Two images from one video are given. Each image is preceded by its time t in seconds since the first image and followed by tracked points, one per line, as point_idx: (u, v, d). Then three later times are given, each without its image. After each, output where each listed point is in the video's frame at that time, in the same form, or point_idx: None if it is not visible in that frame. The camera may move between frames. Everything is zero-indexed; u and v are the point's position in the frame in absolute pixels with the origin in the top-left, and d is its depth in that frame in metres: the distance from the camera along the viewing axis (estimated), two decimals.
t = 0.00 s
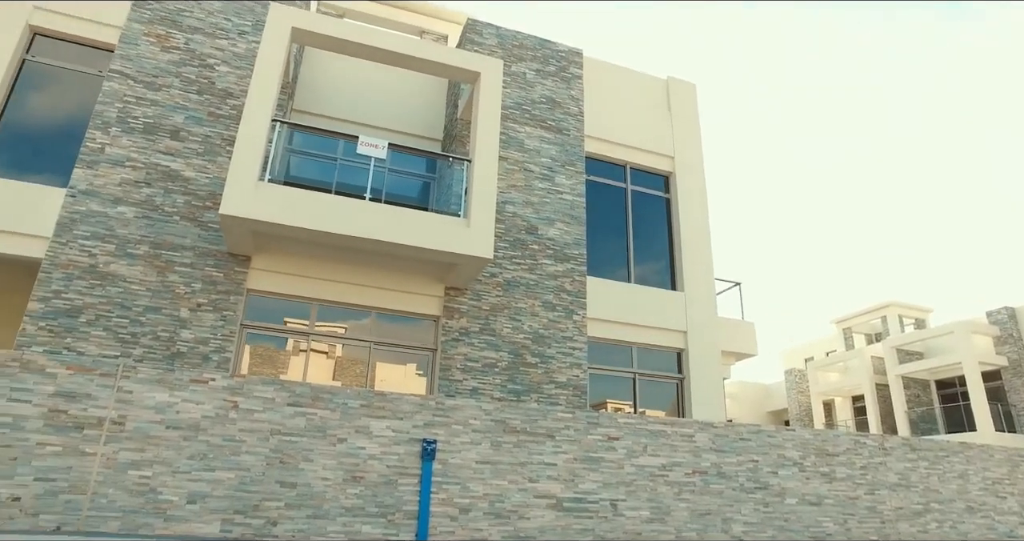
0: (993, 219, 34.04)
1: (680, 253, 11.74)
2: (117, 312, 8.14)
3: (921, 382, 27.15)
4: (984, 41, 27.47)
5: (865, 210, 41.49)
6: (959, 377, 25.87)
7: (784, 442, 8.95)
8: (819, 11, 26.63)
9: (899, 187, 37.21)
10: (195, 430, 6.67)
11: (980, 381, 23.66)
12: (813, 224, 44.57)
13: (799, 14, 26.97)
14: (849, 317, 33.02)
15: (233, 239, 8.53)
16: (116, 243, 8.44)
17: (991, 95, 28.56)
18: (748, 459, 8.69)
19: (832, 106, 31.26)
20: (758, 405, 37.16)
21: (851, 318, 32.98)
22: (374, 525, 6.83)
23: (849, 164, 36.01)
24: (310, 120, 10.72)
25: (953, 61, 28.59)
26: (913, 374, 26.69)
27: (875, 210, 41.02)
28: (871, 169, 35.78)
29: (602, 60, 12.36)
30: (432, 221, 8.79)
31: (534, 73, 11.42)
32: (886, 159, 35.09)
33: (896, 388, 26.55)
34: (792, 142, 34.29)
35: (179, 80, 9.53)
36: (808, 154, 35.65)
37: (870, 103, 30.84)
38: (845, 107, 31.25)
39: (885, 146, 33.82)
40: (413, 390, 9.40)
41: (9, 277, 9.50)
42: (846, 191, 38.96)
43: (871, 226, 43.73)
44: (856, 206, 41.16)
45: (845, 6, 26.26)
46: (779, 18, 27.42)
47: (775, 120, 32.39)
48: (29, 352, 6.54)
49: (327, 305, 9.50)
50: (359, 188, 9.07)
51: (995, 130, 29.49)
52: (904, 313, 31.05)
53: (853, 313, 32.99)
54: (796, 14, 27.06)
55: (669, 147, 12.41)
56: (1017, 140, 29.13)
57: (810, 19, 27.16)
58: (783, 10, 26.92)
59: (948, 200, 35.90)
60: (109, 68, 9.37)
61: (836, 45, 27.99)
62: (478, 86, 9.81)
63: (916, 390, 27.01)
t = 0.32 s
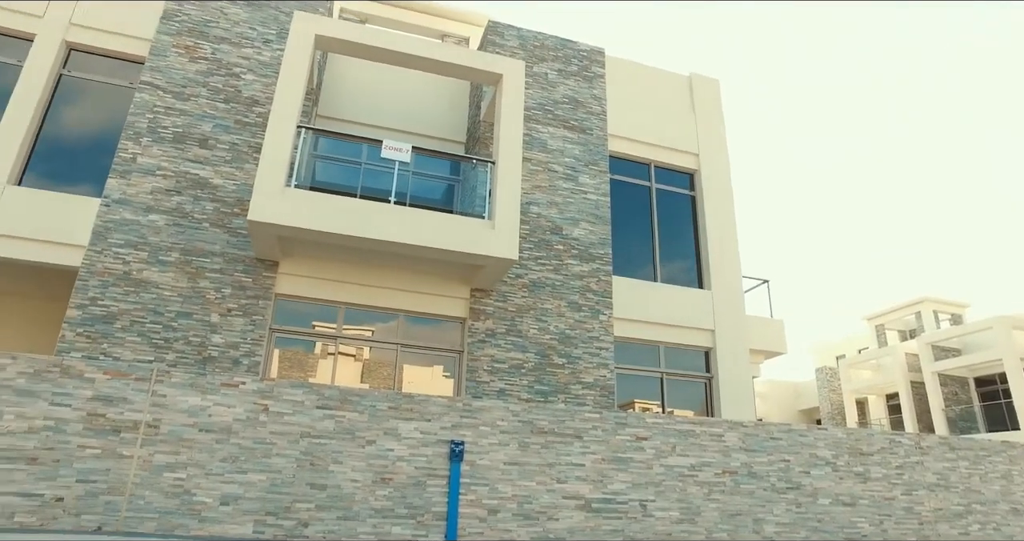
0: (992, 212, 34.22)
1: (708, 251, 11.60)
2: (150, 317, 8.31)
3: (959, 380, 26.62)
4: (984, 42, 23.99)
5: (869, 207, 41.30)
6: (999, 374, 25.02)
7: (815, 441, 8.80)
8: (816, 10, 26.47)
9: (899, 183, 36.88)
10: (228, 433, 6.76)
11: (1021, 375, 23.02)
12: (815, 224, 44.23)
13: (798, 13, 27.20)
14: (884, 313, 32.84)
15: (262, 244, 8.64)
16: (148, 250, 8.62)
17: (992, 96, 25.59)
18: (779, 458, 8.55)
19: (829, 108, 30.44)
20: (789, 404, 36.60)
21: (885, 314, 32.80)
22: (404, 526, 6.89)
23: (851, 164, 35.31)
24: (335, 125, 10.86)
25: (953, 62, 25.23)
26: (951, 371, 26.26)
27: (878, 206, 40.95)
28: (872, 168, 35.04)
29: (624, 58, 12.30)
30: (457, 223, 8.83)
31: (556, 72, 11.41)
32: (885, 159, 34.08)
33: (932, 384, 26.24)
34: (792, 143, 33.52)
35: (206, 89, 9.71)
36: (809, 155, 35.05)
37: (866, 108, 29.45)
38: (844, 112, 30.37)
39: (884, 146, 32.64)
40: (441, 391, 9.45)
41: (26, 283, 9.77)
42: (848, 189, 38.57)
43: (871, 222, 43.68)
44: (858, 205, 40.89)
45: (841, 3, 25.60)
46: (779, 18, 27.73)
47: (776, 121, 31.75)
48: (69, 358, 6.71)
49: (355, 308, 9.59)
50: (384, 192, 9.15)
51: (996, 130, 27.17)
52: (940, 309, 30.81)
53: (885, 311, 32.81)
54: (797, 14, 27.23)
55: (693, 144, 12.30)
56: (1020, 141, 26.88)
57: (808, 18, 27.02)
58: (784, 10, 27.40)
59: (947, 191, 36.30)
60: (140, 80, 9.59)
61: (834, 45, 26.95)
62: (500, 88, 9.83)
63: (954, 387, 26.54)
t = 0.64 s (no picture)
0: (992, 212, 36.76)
1: (734, 249, 11.48)
2: (182, 323, 8.47)
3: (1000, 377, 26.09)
4: (984, 42, 25.00)
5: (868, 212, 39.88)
6: None
7: (848, 440, 8.65)
8: (817, 9, 25.67)
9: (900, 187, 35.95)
10: (258, 436, 6.86)
11: None
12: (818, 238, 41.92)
13: (797, 14, 26.17)
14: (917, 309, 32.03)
15: (290, 249, 8.76)
16: (179, 257, 8.79)
17: (991, 93, 26.82)
18: (811, 458, 8.42)
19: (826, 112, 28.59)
20: (821, 403, 36.07)
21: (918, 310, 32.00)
22: (432, 527, 6.92)
23: (852, 166, 33.04)
24: (358, 129, 10.96)
25: (953, 62, 25.78)
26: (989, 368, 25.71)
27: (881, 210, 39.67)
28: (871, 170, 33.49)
29: (646, 56, 12.23)
30: (482, 225, 8.86)
31: (578, 72, 11.38)
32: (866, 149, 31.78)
33: (970, 383, 25.63)
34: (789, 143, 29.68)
35: (233, 98, 9.87)
36: (815, 153, 31.17)
37: (866, 113, 28.65)
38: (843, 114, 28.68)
39: (885, 146, 31.18)
40: (467, 393, 9.49)
41: (61, 291, 10.05)
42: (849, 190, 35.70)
43: (865, 228, 42.45)
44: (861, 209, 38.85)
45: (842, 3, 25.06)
46: (779, 17, 26.16)
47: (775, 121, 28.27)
48: (105, 363, 6.85)
49: (381, 310, 9.67)
50: (408, 195, 9.17)
51: (995, 130, 28.99)
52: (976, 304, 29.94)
53: (919, 306, 31.99)
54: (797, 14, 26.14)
55: (718, 141, 12.18)
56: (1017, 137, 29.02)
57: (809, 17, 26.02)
58: (784, 9, 26.21)
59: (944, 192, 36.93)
60: (169, 90, 9.80)
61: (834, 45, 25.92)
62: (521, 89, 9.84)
63: (994, 385, 26.01)
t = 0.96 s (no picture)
0: (993, 212, 36.31)
1: (762, 246, 11.33)
2: (212, 328, 8.62)
3: None
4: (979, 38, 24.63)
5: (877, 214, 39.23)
6: None
7: (883, 440, 8.47)
8: (817, 10, 26.01)
9: (902, 186, 35.14)
10: (289, 438, 6.96)
11: None
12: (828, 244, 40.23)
13: (798, 14, 26.06)
14: (950, 305, 31.21)
15: (317, 253, 8.86)
16: (209, 263, 8.95)
17: (991, 94, 26.12)
18: (844, 457, 8.27)
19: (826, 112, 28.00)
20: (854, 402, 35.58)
21: (952, 307, 31.19)
22: (462, 528, 6.94)
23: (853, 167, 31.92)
24: (382, 134, 11.04)
25: (954, 68, 25.60)
26: None
27: (885, 213, 39.22)
28: (872, 171, 32.63)
29: (668, 53, 12.13)
30: (506, 226, 8.86)
31: (600, 71, 11.35)
32: (870, 151, 30.89)
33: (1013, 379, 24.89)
34: (800, 143, 28.71)
35: (259, 105, 10.03)
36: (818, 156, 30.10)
37: (866, 113, 28.13)
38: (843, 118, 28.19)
39: (884, 146, 30.45)
40: (494, 394, 9.51)
41: (98, 298, 10.31)
42: (848, 194, 34.49)
43: (872, 231, 41.41)
44: (868, 212, 37.98)
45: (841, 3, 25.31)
46: (779, 17, 25.67)
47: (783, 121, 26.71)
48: (140, 368, 6.99)
49: (407, 313, 9.73)
50: (432, 197, 9.20)
51: (995, 130, 28.03)
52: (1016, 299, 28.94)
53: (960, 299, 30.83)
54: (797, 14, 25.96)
55: (743, 138, 12.04)
56: (1018, 138, 28.04)
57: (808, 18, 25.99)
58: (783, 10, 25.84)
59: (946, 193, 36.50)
60: (197, 100, 10.00)
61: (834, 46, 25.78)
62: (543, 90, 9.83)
63: None
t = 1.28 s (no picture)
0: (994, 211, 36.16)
1: (789, 242, 11.18)
2: (242, 332, 8.76)
3: None
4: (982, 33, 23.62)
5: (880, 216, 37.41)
6: None
7: (919, 439, 8.29)
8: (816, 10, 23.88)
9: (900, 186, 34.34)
10: (318, 440, 7.04)
11: None
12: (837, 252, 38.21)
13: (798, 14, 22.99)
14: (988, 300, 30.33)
15: (344, 257, 8.96)
16: (238, 268, 9.10)
17: (992, 93, 25.46)
18: (878, 457, 8.11)
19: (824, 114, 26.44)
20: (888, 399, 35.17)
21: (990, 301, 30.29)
22: (490, 529, 6.96)
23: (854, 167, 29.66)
24: (406, 137, 11.15)
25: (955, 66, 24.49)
26: None
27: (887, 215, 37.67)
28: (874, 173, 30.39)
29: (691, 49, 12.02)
30: (532, 227, 8.87)
31: (622, 70, 11.30)
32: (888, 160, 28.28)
33: None
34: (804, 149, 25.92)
35: (284, 112, 10.18)
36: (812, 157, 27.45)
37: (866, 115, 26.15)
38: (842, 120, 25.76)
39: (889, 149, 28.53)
40: (521, 395, 9.52)
41: (137, 305, 10.59)
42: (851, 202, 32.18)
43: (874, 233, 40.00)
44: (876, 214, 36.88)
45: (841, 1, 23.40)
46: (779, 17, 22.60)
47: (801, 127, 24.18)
48: (173, 372, 7.12)
49: (433, 315, 9.78)
50: (457, 199, 9.25)
51: (996, 130, 27.65)
52: None
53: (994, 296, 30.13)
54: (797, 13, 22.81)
55: (769, 133, 11.88)
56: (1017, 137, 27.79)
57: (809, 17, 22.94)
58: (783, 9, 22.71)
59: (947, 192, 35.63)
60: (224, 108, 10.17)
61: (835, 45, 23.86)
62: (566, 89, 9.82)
63: None
